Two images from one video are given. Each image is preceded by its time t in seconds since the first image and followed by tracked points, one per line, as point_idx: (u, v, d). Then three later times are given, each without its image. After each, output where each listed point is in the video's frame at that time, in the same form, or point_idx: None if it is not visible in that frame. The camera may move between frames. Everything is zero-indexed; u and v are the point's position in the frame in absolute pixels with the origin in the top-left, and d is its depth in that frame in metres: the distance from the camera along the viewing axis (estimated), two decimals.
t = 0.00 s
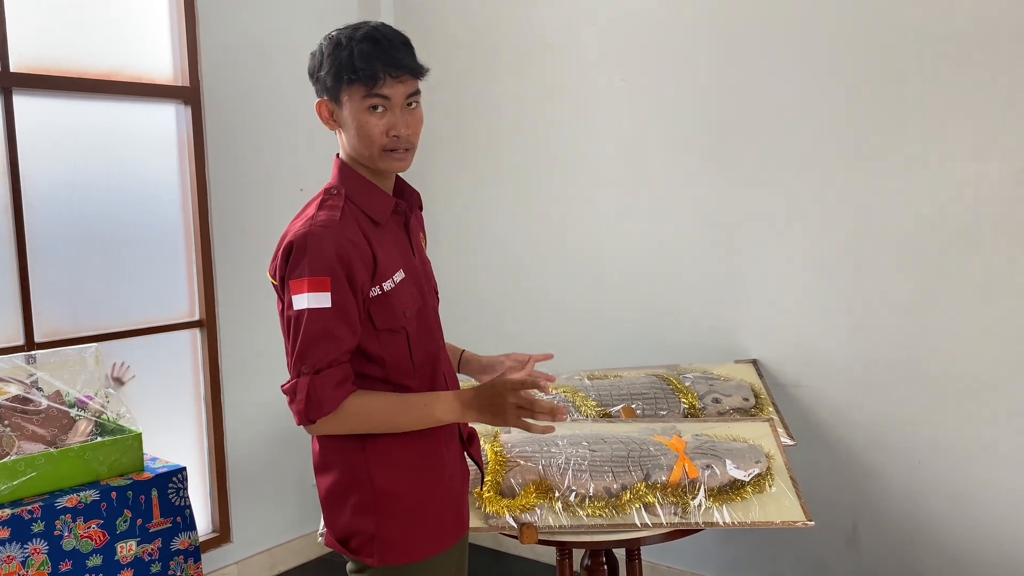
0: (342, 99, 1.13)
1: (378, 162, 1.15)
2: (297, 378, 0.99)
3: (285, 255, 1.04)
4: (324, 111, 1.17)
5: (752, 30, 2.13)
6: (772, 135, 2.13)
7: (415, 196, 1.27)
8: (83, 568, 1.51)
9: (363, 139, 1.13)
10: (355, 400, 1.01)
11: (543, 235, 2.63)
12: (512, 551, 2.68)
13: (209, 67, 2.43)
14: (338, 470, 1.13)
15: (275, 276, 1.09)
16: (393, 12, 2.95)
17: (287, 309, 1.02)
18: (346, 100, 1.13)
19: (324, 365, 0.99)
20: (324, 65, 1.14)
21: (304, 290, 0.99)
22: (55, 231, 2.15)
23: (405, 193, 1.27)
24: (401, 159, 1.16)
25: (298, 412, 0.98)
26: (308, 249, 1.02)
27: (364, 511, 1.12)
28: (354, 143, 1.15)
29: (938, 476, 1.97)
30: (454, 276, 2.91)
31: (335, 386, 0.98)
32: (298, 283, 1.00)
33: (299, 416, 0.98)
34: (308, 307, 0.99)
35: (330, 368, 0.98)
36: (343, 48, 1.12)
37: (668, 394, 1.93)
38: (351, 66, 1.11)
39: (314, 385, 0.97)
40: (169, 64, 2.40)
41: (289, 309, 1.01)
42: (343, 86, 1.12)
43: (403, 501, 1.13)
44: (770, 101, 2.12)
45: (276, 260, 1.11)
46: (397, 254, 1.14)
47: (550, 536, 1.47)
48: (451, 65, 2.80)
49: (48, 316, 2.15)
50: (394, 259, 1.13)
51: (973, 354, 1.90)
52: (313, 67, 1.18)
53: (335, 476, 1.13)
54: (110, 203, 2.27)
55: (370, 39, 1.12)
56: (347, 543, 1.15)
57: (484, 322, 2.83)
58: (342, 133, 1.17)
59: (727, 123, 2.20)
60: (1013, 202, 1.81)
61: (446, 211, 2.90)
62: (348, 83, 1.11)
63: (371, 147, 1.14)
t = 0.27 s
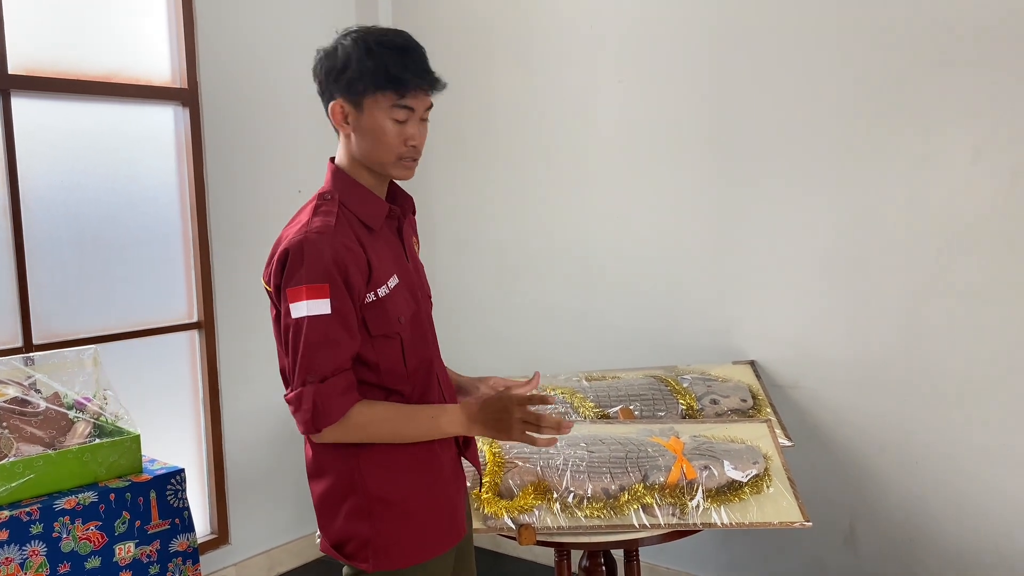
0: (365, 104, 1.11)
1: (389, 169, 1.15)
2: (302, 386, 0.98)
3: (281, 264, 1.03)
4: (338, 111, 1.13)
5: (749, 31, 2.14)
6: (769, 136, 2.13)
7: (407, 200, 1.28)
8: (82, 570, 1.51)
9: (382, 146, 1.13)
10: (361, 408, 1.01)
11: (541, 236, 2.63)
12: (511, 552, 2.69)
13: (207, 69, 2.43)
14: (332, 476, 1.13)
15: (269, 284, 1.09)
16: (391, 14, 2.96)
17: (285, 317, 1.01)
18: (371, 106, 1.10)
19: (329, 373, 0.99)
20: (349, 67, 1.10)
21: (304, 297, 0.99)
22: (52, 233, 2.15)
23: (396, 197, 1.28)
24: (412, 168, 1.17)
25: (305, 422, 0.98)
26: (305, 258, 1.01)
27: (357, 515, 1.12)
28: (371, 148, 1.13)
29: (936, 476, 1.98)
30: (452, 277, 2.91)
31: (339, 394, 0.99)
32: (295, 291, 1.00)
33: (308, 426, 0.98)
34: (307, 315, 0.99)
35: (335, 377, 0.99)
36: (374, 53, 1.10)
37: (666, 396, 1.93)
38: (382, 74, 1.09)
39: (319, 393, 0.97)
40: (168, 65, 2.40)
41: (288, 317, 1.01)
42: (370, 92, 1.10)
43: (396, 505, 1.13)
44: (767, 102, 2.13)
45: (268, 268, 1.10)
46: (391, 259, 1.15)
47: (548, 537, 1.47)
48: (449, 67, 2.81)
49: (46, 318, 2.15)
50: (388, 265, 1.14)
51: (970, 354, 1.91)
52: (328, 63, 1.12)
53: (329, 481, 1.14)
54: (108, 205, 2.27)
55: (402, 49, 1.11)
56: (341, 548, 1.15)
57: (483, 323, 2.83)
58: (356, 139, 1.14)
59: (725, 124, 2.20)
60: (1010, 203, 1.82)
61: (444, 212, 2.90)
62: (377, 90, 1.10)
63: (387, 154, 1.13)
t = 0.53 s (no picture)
0: (433, 118, 1.17)
1: (425, 180, 1.23)
2: (404, 383, 1.06)
3: (340, 274, 1.04)
4: (403, 119, 1.15)
5: (746, 31, 2.14)
6: (766, 136, 2.14)
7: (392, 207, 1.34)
8: (80, 571, 1.51)
9: (432, 159, 1.20)
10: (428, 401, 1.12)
11: (540, 237, 2.63)
12: (509, 552, 2.69)
13: (205, 70, 2.43)
14: (341, 480, 1.15)
15: (312, 292, 1.08)
16: (389, 14, 2.96)
17: (360, 322, 1.04)
18: (435, 121, 1.18)
19: (411, 373, 1.07)
20: (423, 80, 1.14)
21: (383, 301, 1.05)
22: (51, 234, 2.15)
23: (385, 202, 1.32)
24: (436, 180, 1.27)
25: (402, 420, 1.07)
26: (375, 267, 1.05)
27: (365, 518, 1.15)
28: (423, 159, 1.20)
29: (933, 475, 1.98)
30: (450, 278, 2.91)
31: (427, 387, 1.09)
32: (373, 297, 1.04)
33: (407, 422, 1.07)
34: (387, 318, 1.05)
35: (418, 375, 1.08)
36: (445, 70, 1.15)
37: (665, 396, 1.93)
38: (452, 92, 1.17)
39: (417, 388, 1.07)
40: (166, 66, 2.40)
41: (362, 322, 1.04)
42: (439, 109, 1.17)
43: (405, 506, 1.17)
44: (764, 102, 2.13)
45: (308, 276, 1.09)
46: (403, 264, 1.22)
47: (547, 537, 1.47)
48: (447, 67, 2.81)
49: (45, 319, 2.15)
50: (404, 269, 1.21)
51: (967, 354, 1.91)
52: (395, 67, 1.13)
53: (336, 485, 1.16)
54: (106, 206, 2.27)
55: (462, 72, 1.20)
56: (344, 550, 1.18)
57: (482, 323, 2.83)
58: (410, 148, 1.18)
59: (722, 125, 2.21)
60: (1007, 203, 1.82)
61: (443, 212, 2.90)
62: (445, 108, 1.18)
63: (431, 167, 1.22)
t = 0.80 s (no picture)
0: (439, 127, 1.24)
1: (420, 184, 1.30)
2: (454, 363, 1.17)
3: (397, 269, 1.08)
4: (411, 124, 1.21)
5: (744, 31, 2.14)
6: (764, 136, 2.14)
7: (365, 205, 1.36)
8: (78, 571, 1.51)
9: (431, 164, 1.27)
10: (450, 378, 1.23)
11: (538, 236, 2.64)
12: (508, 552, 2.69)
13: (203, 69, 2.43)
14: (360, 469, 1.17)
15: (362, 288, 1.09)
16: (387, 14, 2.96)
17: (419, 310, 1.11)
18: (440, 130, 1.24)
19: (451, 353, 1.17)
20: (435, 90, 1.21)
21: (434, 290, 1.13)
22: (48, 233, 2.15)
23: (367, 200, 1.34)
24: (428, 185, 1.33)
25: (452, 395, 1.16)
26: (426, 260, 1.13)
27: (384, 503, 1.19)
28: (423, 163, 1.26)
29: (930, 474, 1.99)
30: (448, 278, 2.91)
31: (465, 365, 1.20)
32: (427, 287, 1.12)
33: (455, 397, 1.16)
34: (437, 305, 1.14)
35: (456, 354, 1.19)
36: (454, 83, 1.23)
37: (662, 394, 1.93)
38: (459, 105, 1.24)
39: (463, 367, 1.18)
40: (163, 66, 2.40)
41: (421, 310, 1.12)
42: (445, 119, 1.24)
43: (418, 488, 1.24)
44: (762, 102, 2.14)
45: (355, 271, 1.09)
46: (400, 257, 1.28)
47: (545, 536, 1.47)
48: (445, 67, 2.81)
49: (42, 318, 2.15)
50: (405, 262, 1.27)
51: (964, 353, 1.92)
52: (409, 74, 1.19)
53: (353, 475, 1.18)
54: (104, 206, 2.26)
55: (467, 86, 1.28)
56: (356, 538, 1.21)
57: (480, 322, 2.83)
58: (414, 151, 1.24)
59: (720, 124, 2.21)
60: (1004, 203, 1.83)
61: (441, 212, 2.90)
62: (451, 118, 1.25)
63: (429, 172, 1.28)
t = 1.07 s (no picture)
0: (424, 129, 1.26)
1: (404, 184, 1.31)
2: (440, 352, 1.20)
3: (392, 260, 1.12)
4: (397, 125, 1.23)
5: (743, 29, 2.14)
6: (762, 134, 2.14)
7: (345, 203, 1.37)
8: (78, 569, 1.51)
9: (415, 166, 1.29)
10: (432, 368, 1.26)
11: (537, 234, 2.64)
12: (507, 550, 2.69)
13: (202, 68, 2.43)
14: (344, 454, 1.19)
15: (357, 278, 1.12)
16: (386, 12, 2.96)
17: (409, 301, 1.15)
18: (426, 132, 1.26)
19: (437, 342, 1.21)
20: (421, 93, 1.23)
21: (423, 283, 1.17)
22: (47, 232, 2.15)
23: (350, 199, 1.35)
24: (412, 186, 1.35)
25: (438, 381, 1.19)
26: (417, 252, 1.17)
27: (368, 487, 1.21)
28: (408, 164, 1.28)
29: (929, 471, 1.99)
30: (448, 276, 2.91)
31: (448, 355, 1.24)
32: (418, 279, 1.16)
33: (442, 383, 1.20)
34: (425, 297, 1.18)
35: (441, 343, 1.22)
36: (440, 89, 1.25)
37: (661, 392, 1.94)
38: (444, 109, 1.26)
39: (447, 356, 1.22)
40: (162, 65, 2.40)
41: (411, 302, 1.15)
42: (431, 122, 1.26)
43: (397, 473, 1.26)
44: (761, 99, 2.14)
45: (350, 262, 1.11)
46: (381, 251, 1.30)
47: (544, 534, 1.47)
48: (444, 65, 2.81)
49: (41, 317, 2.15)
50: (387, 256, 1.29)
51: (963, 351, 1.92)
52: (396, 77, 1.21)
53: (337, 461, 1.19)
54: (103, 204, 2.26)
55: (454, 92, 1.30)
56: (338, 522, 1.22)
57: (479, 320, 2.83)
58: (399, 151, 1.26)
59: (719, 122, 2.21)
60: (1003, 201, 1.83)
61: (440, 210, 2.90)
62: (436, 122, 1.27)
63: (413, 173, 1.30)
